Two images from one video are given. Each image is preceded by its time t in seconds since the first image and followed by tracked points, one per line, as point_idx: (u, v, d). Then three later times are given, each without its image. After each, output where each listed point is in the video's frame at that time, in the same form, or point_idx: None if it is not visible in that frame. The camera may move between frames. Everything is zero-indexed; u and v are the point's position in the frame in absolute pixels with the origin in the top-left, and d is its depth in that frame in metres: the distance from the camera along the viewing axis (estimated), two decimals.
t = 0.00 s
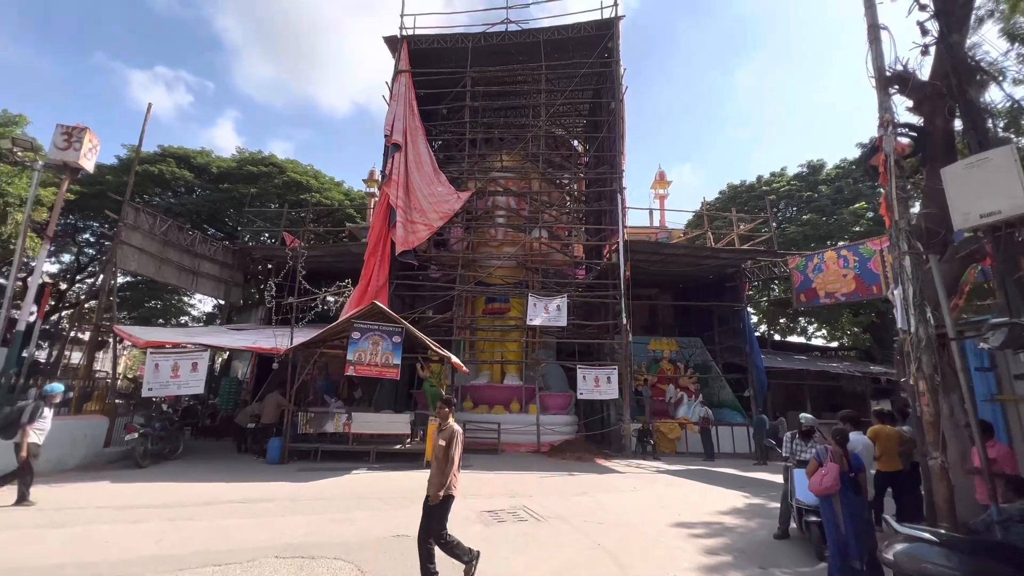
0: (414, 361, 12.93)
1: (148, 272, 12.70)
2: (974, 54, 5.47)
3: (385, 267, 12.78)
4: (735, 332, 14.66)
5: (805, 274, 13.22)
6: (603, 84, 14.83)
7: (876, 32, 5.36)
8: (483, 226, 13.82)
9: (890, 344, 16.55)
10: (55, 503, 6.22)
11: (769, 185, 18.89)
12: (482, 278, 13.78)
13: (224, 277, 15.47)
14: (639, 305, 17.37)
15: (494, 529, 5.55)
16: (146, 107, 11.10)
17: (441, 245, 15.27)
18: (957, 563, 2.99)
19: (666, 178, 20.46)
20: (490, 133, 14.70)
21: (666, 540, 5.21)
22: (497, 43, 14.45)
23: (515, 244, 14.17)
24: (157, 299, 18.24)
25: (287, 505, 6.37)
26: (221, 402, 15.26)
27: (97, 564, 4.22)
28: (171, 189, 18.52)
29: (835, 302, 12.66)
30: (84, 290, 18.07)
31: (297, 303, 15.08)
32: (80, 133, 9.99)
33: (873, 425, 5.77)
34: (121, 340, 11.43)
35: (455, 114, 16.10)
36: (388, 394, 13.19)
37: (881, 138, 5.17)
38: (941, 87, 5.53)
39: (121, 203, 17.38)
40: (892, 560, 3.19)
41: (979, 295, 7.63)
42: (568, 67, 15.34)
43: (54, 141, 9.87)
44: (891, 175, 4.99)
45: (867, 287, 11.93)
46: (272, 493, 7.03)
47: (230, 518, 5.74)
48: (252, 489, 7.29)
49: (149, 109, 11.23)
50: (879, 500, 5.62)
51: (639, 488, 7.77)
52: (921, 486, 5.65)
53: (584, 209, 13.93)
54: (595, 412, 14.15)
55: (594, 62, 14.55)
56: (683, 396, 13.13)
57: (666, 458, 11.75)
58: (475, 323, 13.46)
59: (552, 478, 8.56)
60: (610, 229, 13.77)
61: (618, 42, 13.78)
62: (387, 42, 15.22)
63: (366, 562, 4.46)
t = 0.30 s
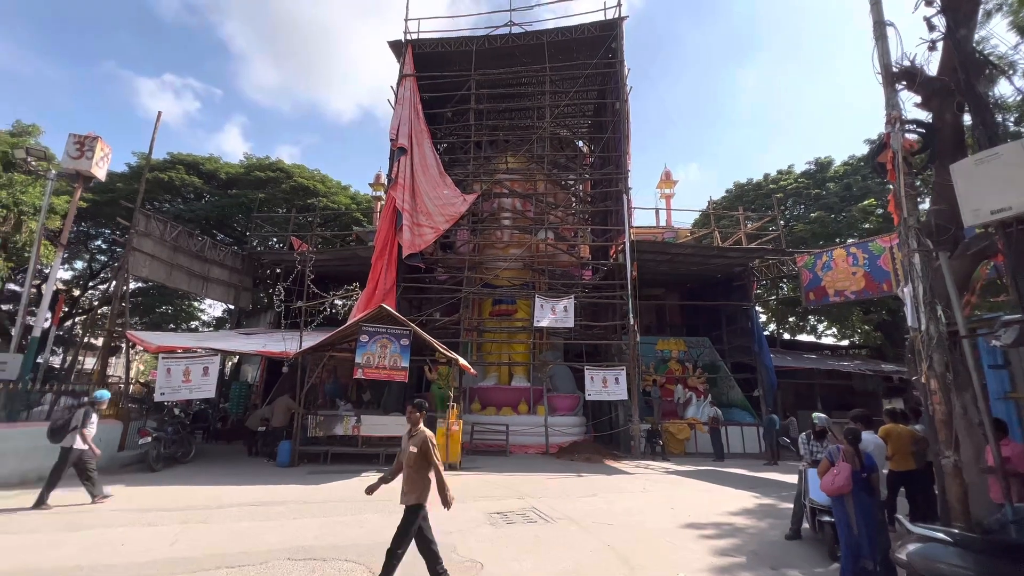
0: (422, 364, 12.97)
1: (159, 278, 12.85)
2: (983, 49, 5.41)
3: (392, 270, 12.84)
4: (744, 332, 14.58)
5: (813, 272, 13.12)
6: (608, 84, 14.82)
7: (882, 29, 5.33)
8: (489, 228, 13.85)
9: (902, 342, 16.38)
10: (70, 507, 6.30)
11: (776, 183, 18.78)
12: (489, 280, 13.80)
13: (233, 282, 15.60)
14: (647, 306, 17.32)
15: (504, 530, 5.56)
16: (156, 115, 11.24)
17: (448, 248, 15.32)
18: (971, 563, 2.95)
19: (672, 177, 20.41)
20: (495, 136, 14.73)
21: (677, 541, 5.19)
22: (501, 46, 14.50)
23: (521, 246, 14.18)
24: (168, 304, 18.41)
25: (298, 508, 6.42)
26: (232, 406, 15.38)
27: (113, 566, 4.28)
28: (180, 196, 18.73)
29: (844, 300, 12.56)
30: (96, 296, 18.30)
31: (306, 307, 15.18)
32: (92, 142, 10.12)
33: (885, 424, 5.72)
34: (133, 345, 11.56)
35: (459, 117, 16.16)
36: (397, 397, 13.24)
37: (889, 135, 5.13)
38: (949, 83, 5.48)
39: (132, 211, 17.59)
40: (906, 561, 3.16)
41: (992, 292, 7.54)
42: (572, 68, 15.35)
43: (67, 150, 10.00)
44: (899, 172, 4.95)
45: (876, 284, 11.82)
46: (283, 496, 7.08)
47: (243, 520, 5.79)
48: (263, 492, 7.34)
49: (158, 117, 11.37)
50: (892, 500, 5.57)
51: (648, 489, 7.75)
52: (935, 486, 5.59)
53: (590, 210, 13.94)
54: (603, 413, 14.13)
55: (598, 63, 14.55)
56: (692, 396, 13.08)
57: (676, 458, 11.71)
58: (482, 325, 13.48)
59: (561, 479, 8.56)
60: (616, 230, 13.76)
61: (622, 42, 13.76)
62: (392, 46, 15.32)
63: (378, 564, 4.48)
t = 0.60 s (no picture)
0: (429, 363, 12.98)
1: (168, 280, 12.94)
2: (992, 39, 5.34)
3: (398, 270, 12.86)
4: (752, 328, 14.48)
5: (821, 268, 13.01)
6: (612, 81, 14.76)
7: (890, 21, 5.27)
8: (494, 227, 13.84)
9: (911, 337, 16.23)
10: (83, 507, 6.36)
11: (783, 179, 18.64)
12: (494, 279, 13.80)
13: (241, 284, 15.68)
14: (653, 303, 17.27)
15: (512, 528, 5.55)
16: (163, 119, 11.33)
17: (453, 247, 15.34)
18: (984, 560, 2.92)
19: (677, 173, 20.33)
20: (499, 134, 14.71)
21: (685, 538, 5.17)
22: (504, 44, 14.47)
23: (527, 244, 14.16)
24: (177, 306, 18.52)
25: (307, 507, 6.44)
26: (240, 406, 15.48)
27: (125, 565, 4.31)
28: (187, 198, 18.86)
29: (853, 295, 12.46)
30: (106, 299, 18.47)
31: (313, 308, 15.24)
32: (101, 146, 10.19)
33: (896, 420, 5.68)
34: (143, 347, 11.64)
35: (463, 116, 16.15)
36: (404, 396, 13.28)
37: (897, 128, 5.07)
38: (959, 74, 5.40)
39: (140, 214, 17.72)
40: (918, 557, 3.13)
41: (1004, 285, 7.44)
42: (576, 66, 15.30)
43: (76, 154, 10.08)
44: (908, 165, 4.90)
45: (886, 279, 11.69)
46: (292, 495, 7.11)
47: (253, 519, 5.82)
48: (272, 492, 7.38)
49: (165, 120, 11.44)
50: (903, 497, 5.52)
51: (656, 486, 7.72)
52: (947, 482, 5.53)
53: (595, 207, 13.91)
54: (610, 411, 14.11)
55: (601, 60, 14.49)
56: (700, 393, 13.00)
57: (683, 456, 11.67)
58: (488, 324, 13.47)
59: (569, 477, 8.55)
60: (622, 227, 13.71)
61: (626, 38, 13.69)
62: (395, 47, 15.33)
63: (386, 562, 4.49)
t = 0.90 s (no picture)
0: (432, 361, 13.00)
1: (173, 280, 12.99)
2: (999, 31, 5.29)
3: (401, 268, 12.87)
4: (756, 325, 14.43)
5: (826, 264, 12.96)
6: (614, 77, 14.70)
7: (895, 14, 5.22)
8: (497, 224, 13.84)
9: (917, 333, 16.15)
10: (90, 504, 6.40)
11: (787, 174, 18.55)
12: (497, 277, 13.81)
13: (245, 282, 15.73)
14: (656, 300, 17.24)
15: (516, 526, 5.55)
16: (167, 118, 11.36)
17: (456, 245, 15.34)
18: (990, 556, 2.90)
19: (680, 170, 20.26)
20: (501, 132, 14.68)
21: (690, 535, 5.15)
22: (505, 41, 14.44)
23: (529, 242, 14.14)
24: (182, 305, 18.62)
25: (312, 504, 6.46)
26: (245, 404, 15.54)
27: (132, 562, 4.33)
28: (191, 197, 18.94)
29: (858, 291, 12.40)
30: (112, 298, 18.57)
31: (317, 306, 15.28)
32: (105, 146, 10.22)
33: (901, 416, 5.65)
34: (148, 346, 11.68)
35: (466, 114, 16.13)
36: (407, 394, 13.30)
37: (903, 122, 5.03)
38: (965, 67, 5.35)
39: (145, 213, 17.79)
40: (924, 554, 3.11)
41: (1010, 280, 7.38)
42: (578, 62, 15.26)
43: (81, 155, 10.12)
44: (914, 159, 4.86)
45: (891, 275, 11.63)
46: (297, 493, 7.13)
47: (258, 517, 5.84)
48: (277, 489, 7.41)
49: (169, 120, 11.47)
50: (909, 493, 5.50)
51: (661, 483, 7.71)
52: (953, 478, 5.51)
53: (598, 204, 13.88)
54: (613, 408, 14.09)
55: (604, 56, 14.46)
56: (703, 390, 12.98)
57: (687, 453, 11.65)
58: (491, 321, 13.47)
59: (573, 474, 8.55)
60: (625, 224, 13.69)
61: (628, 35, 13.65)
62: (397, 45, 15.32)
63: (390, 558, 4.50)
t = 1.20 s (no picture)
0: (434, 358, 13.01)
1: (176, 278, 13.02)
2: (1004, 27, 5.26)
3: (403, 266, 12.89)
4: (759, 322, 14.38)
5: (829, 261, 12.92)
6: (616, 74, 14.66)
7: (899, 10, 5.19)
8: (498, 222, 13.84)
9: (920, 331, 16.10)
10: (94, 502, 6.42)
11: (790, 171, 18.49)
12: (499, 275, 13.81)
13: (248, 281, 15.77)
14: (658, 297, 17.21)
15: (519, 523, 5.55)
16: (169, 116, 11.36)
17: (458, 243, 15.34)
18: (994, 554, 2.90)
19: (683, 167, 20.21)
20: (503, 129, 14.66)
21: (692, 533, 5.14)
22: (507, 38, 14.42)
23: (531, 240, 14.12)
24: (185, 303, 18.67)
25: (315, 502, 6.46)
26: (249, 402, 15.58)
27: (136, 559, 4.35)
28: (194, 196, 18.98)
29: (861, 289, 12.36)
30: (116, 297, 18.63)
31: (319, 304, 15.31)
32: (108, 145, 10.23)
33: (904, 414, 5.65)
34: (152, 344, 11.72)
35: (467, 111, 16.11)
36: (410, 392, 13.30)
37: (906, 118, 5.00)
38: (970, 63, 5.32)
39: (148, 212, 17.82)
40: (927, 551, 3.11)
41: (1014, 277, 7.35)
42: (580, 59, 15.23)
43: (84, 154, 10.14)
44: (917, 155, 4.84)
45: (895, 272, 11.58)
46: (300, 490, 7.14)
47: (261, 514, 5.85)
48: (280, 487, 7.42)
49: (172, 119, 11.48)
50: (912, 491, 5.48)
51: (663, 481, 7.71)
52: (957, 476, 5.48)
53: (600, 202, 13.85)
54: (615, 405, 14.07)
55: (606, 53, 14.42)
56: (706, 388, 13.06)
57: (690, 451, 11.65)
58: (493, 319, 13.48)
59: (575, 471, 8.55)
60: (627, 221, 13.68)
61: (630, 32, 13.60)
62: (399, 43, 15.31)
63: (393, 555, 4.51)
